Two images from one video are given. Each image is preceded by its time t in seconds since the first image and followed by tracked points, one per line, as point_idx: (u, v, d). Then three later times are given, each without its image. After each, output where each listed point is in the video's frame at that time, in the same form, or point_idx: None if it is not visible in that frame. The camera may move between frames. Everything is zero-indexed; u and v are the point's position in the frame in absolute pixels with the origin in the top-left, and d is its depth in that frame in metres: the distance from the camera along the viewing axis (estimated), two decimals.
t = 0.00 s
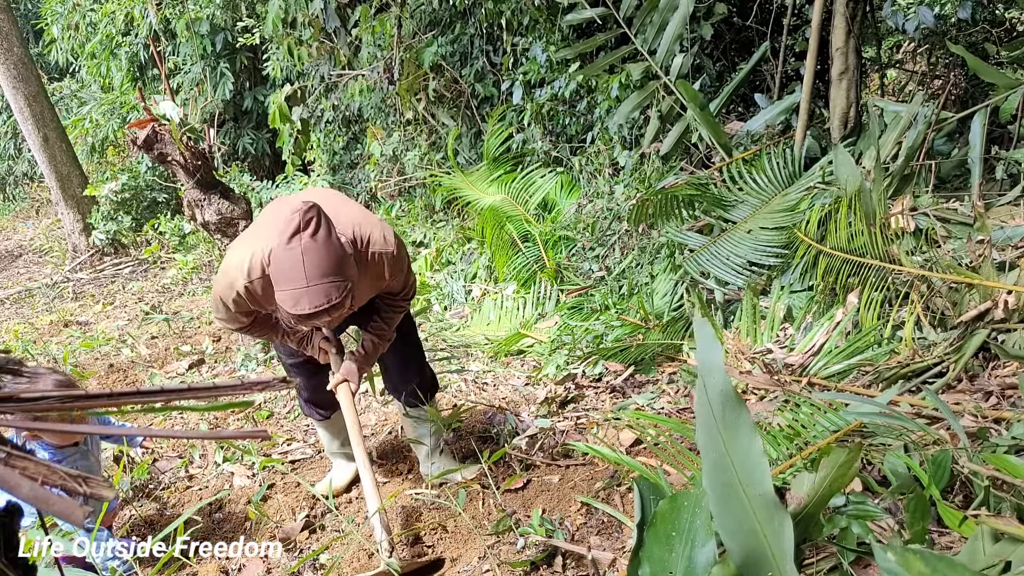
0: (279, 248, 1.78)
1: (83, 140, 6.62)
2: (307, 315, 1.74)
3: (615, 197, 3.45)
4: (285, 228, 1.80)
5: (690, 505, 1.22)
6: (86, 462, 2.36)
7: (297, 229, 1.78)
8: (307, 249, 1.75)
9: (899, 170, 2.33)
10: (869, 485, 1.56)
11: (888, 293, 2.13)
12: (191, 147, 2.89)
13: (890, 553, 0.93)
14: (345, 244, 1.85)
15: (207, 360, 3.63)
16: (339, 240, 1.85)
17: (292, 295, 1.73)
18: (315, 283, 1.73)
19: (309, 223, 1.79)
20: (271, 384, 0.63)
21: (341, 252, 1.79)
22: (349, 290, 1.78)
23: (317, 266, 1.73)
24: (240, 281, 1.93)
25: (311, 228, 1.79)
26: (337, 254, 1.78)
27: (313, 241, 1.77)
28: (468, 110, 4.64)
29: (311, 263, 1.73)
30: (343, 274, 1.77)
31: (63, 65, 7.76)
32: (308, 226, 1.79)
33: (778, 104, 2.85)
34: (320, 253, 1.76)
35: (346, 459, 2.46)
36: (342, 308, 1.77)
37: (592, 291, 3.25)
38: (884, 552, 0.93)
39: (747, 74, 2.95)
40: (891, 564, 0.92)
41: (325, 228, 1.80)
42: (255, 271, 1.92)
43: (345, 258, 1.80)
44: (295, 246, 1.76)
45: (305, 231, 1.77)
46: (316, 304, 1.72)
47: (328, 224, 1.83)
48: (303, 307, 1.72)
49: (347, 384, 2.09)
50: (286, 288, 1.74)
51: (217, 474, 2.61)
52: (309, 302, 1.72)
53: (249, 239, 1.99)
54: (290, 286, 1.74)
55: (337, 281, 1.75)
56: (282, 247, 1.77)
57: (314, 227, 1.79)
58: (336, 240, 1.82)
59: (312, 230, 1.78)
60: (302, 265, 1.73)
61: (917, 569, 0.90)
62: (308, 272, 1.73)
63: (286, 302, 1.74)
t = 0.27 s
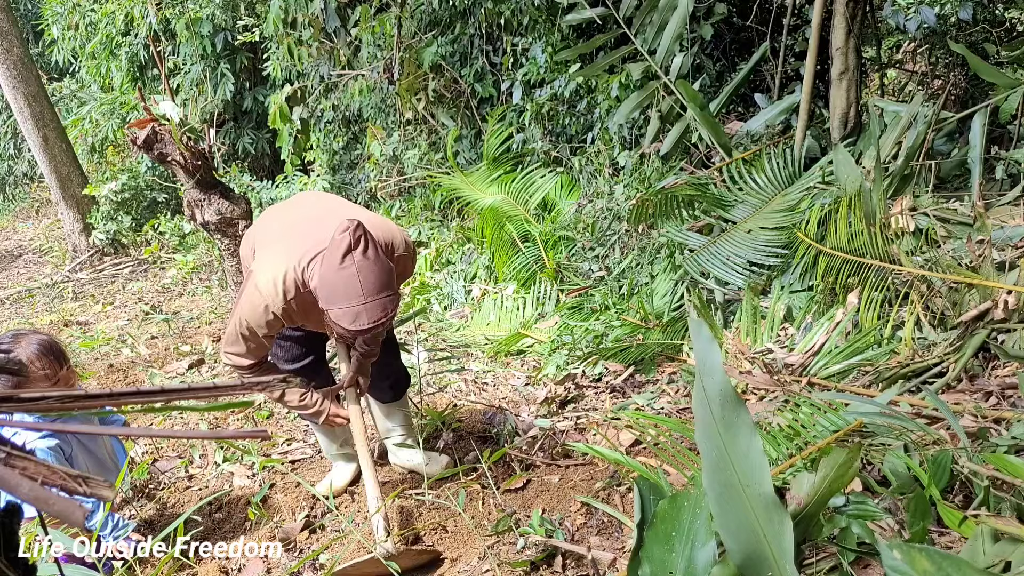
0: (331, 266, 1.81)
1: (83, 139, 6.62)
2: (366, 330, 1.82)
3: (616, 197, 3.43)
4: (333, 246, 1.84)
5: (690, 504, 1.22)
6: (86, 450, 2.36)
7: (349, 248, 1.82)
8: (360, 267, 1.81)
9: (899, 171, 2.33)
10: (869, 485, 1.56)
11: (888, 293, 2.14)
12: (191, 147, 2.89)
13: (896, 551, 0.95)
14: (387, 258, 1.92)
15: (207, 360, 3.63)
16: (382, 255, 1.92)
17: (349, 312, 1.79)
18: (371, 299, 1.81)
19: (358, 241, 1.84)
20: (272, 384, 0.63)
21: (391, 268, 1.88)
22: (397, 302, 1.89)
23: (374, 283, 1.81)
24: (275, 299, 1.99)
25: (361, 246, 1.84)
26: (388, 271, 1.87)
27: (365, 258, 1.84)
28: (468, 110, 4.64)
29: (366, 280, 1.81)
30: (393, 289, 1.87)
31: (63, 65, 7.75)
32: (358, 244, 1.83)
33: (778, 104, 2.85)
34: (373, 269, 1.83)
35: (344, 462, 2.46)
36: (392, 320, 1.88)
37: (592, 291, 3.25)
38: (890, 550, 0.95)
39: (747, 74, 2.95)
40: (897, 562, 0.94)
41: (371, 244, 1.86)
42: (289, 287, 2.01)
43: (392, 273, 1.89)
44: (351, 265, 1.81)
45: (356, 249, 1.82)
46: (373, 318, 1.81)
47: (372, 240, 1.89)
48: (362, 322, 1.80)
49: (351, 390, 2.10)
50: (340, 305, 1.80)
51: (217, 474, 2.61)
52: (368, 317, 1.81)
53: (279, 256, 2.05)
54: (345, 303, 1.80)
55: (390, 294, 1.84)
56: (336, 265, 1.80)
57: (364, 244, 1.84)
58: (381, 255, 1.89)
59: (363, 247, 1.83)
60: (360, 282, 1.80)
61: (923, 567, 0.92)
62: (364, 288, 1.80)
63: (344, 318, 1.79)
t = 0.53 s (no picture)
0: (350, 236, 1.82)
1: (84, 139, 6.62)
2: (387, 298, 1.79)
3: (616, 197, 3.44)
4: (352, 217, 1.87)
5: (691, 504, 1.22)
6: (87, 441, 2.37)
7: (367, 218, 1.84)
8: (380, 235, 1.83)
9: (900, 171, 2.33)
10: (869, 485, 1.56)
11: (888, 293, 2.14)
12: (191, 147, 2.89)
13: (882, 559, 0.93)
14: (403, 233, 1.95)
15: (207, 360, 3.63)
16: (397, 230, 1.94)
17: (370, 280, 1.77)
18: (391, 266, 1.80)
19: (375, 212, 1.87)
20: (271, 384, 0.63)
21: (409, 239, 1.89)
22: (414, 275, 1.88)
23: (394, 250, 1.81)
24: (290, 284, 1.94)
25: (380, 217, 1.87)
26: (407, 242, 1.87)
27: (383, 228, 1.85)
28: (468, 110, 4.64)
29: (386, 248, 1.80)
30: (412, 260, 1.86)
31: (63, 66, 7.76)
32: (376, 215, 1.86)
33: (779, 104, 2.86)
34: (392, 238, 1.84)
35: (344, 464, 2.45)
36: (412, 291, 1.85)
37: (592, 291, 3.25)
38: (874, 557, 0.94)
39: (748, 74, 2.95)
40: (883, 570, 0.93)
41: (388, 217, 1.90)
42: (303, 272, 1.96)
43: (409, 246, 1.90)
44: (370, 233, 1.82)
45: (374, 219, 1.85)
46: (394, 286, 1.78)
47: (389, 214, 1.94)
48: (383, 289, 1.77)
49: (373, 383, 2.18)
50: (360, 274, 1.78)
51: (217, 473, 2.61)
52: (389, 284, 1.78)
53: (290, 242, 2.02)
54: (366, 271, 1.78)
55: (408, 264, 1.84)
56: (355, 234, 1.82)
57: (381, 215, 1.87)
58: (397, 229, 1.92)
59: (381, 217, 1.86)
60: (380, 249, 1.80)
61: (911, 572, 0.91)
62: (384, 255, 1.79)
63: (366, 286, 1.77)
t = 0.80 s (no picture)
0: (373, 220, 1.84)
1: (85, 139, 6.63)
2: (406, 283, 1.80)
3: (617, 197, 3.44)
4: (376, 202, 1.89)
5: (692, 504, 1.22)
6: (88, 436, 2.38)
7: (391, 204, 1.86)
8: (402, 222, 1.84)
9: (900, 171, 2.33)
10: (869, 485, 1.56)
11: (889, 293, 2.14)
12: (192, 147, 2.89)
13: (898, 550, 0.90)
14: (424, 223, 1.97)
15: (208, 360, 3.64)
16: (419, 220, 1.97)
17: (390, 263, 1.78)
18: (412, 252, 1.81)
19: (400, 199, 1.90)
20: (272, 383, 0.63)
21: (429, 228, 1.91)
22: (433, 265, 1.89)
23: (416, 237, 1.83)
24: (313, 264, 2.03)
25: (403, 204, 1.89)
26: (427, 231, 1.89)
27: (406, 215, 1.87)
28: (469, 110, 4.64)
29: (409, 234, 1.82)
30: (431, 249, 1.87)
31: (63, 65, 7.75)
32: (400, 202, 1.88)
33: (779, 105, 2.86)
34: (414, 226, 1.85)
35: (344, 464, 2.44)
36: (429, 279, 1.86)
37: (593, 291, 3.25)
38: (892, 549, 0.91)
39: (748, 74, 2.95)
40: (901, 562, 0.90)
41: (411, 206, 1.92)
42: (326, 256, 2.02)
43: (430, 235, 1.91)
44: (393, 219, 1.84)
45: (398, 205, 1.87)
46: (414, 271, 1.80)
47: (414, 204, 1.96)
48: (403, 274, 1.78)
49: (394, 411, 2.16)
50: (381, 257, 1.79)
51: (218, 473, 2.61)
52: (409, 269, 1.79)
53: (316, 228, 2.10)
54: (386, 255, 1.79)
55: (428, 252, 1.85)
56: (378, 219, 1.83)
57: (405, 203, 1.90)
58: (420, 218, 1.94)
59: (405, 205, 1.89)
60: (401, 235, 1.81)
61: (925, 567, 0.88)
62: (406, 241, 1.81)
63: (385, 270, 1.78)
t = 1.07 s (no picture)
0: (362, 226, 1.82)
1: (85, 139, 6.63)
2: (399, 288, 1.80)
3: (617, 197, 3.44)
4: (363, 207, 1.86)
5: (692, 504, 1.22)
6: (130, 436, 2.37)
7: (379, 207, 1.84)
8: (392, 226, 1.83)
9: (900, 171, 2.33)
10: (870, 485, 1.56)
11: (889, 293, 2.14)
12: (192, 147, 2.89)
13: (892, 555, 0.91)
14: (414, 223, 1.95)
15: (208, 359, 3.64)
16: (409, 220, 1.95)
17: (382, 269, 1.78)
18: (404, 256, 1.80)
19: (388, 202, 1.87)
20: (273, 383, 0.63)
21: (419, 230, 1.89)
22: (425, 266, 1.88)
23: (406, 240, 1.81)
24: (307, 279, 1.90)
25: (391, 207, 1.87)
26: (417, 232, 1.88)
27: (395, 217, 1.85)
28: (469, 110, 4.64)
29: (399, 238, 1.81)
30: (423, 251, 1.86)
31: (63, 65, 7.75)
32: (388, 204, 1.86)
33: (779, 105, 2.86)
34: (404, 229, 1.84)
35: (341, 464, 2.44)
36: (423, 281, 1.86)
37: (593, 291, 3.25)
38: (885, 553, 0.92)
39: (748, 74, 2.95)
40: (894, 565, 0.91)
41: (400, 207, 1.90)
42: (319, 266, 1.91)
43: (421, 236, 1.90)
44: (382, 222, 1.82)
45: (386, 209, 1.85)
46: (406, 275, 1.79)
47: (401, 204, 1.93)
48: (395, 279, 1.78)
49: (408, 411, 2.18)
50: (373, 263, 1.79)
51: (218, 473, 2.61)
52: (401, 273, 1.79)
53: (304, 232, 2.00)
54: (378, 261, 1.79)
55: (419, 255, 1.84)
56: (367, 224, 1.82)
57: (393, 205, 1.88)
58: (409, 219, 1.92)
59: (393, 207, 1.87)
60: (392, 239, 1.80)
61: (921, 570, 0.89)
62: (396, 245, 1.80)
63: (377, 276, 1.78)
